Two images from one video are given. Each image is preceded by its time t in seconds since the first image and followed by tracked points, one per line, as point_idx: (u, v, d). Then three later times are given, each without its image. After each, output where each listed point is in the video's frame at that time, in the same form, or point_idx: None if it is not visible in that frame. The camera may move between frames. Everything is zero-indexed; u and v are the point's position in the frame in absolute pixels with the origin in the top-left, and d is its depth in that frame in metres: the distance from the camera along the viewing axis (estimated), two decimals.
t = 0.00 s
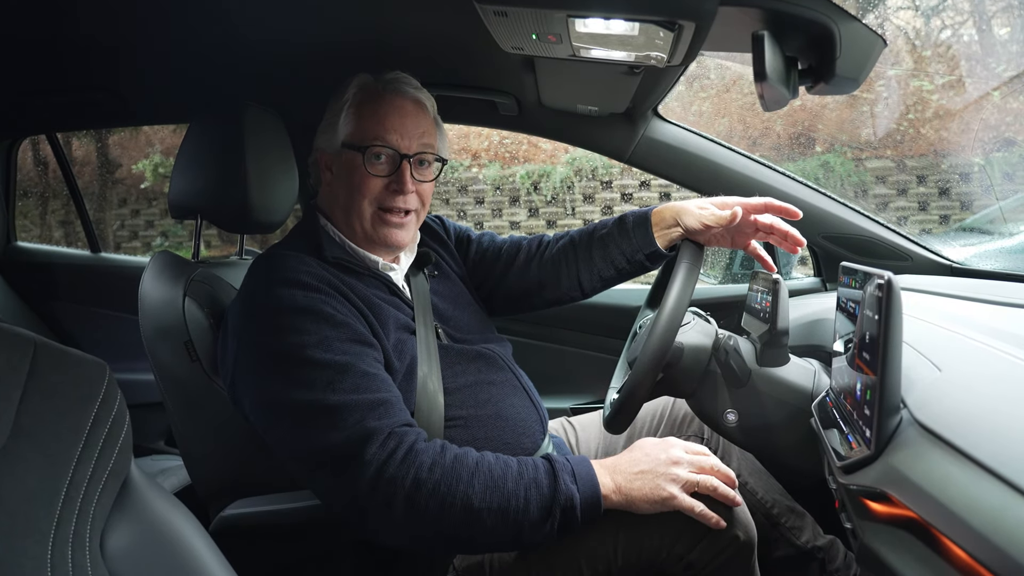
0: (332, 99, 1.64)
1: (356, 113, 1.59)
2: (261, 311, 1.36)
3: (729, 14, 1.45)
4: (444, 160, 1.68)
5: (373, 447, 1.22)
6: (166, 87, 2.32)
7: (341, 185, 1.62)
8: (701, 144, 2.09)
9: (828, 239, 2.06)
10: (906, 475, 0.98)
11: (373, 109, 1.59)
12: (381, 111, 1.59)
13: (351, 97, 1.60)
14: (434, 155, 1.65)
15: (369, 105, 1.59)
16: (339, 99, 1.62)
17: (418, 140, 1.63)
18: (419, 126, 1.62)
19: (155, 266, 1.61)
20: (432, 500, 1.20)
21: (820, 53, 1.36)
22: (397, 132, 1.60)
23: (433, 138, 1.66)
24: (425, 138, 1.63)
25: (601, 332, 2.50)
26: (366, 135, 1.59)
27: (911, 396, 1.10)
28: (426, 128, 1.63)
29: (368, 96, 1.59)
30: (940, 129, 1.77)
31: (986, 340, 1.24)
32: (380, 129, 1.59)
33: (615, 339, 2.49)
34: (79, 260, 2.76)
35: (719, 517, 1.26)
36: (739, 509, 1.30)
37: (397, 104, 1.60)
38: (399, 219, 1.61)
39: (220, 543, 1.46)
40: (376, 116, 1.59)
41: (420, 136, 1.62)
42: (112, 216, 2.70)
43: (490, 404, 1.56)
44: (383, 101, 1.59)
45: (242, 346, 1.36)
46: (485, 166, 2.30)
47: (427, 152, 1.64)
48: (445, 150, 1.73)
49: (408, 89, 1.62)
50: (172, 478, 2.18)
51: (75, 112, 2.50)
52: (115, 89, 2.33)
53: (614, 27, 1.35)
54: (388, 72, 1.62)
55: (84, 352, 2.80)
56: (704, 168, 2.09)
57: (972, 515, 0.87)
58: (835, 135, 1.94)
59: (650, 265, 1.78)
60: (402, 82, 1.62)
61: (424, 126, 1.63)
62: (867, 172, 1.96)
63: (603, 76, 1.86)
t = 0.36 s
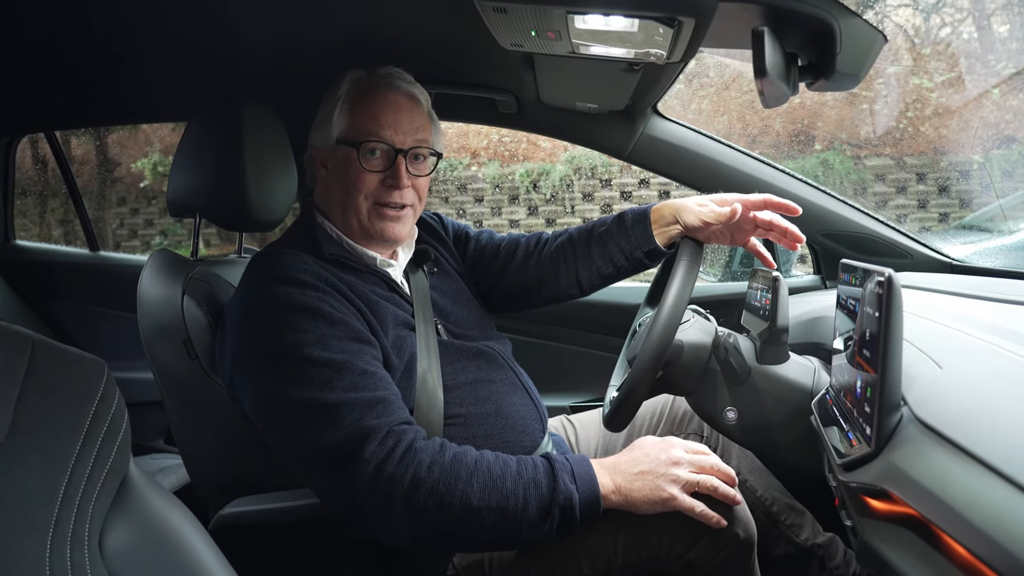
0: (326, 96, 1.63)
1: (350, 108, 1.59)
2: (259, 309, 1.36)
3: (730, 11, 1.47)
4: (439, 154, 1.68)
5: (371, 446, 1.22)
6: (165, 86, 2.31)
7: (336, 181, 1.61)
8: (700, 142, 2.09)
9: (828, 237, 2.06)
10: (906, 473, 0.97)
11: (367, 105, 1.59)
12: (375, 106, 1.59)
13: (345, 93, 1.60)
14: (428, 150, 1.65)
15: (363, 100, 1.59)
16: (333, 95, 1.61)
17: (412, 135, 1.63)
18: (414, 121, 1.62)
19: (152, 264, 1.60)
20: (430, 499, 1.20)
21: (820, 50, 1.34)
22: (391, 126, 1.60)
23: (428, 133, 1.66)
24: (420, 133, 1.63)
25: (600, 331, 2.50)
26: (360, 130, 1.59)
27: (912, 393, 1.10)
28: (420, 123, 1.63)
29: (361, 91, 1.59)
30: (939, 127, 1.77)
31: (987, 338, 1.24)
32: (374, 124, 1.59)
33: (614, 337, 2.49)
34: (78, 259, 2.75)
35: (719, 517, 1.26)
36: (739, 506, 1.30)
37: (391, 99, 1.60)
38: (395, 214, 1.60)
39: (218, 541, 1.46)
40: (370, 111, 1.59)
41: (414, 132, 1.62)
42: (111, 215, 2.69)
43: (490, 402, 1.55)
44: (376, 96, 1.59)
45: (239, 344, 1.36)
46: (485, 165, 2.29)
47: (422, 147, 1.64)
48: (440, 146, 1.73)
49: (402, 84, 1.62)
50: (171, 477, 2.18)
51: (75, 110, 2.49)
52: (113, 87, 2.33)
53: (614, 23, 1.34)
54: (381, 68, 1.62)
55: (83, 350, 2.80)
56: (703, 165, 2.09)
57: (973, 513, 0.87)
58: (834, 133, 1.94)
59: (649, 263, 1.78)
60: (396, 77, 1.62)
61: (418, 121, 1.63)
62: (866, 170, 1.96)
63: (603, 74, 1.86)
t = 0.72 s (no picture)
0: (328, 95, 1.63)
1: (352, 108, 1.59)
2: (259, 308, 1.36)
3: (730, 8, 1.47)
4: (440, 156, 1.68)
5: (371, 445, 1.21)
6: (164, 85, 2.31)
7: (336, 181, 1.61)
8: (700, 140, 2.09)
9: (828, 235, 2.05)
10: (907, 471, 0.97)
11: (369, 105, 1.58)
12: (377, 106, 1.58)
13: (347, 92, 1.59)
14: (429, 151, 1.65)
15: (364, 101, 1.58)
16: (335, 94, 1.61)
17: (413, 136, 1.62)
18: (415, 123, 1.62)
19: (151, 262, 1.60)
20: (429, 499, 1.19)
21: (820, 48, 1.34)
22: (392, 128, 1.59)
23: (429, 135, 1.65)
24: (421, 135, 1.63)
25: (600, 329, 2.49)
26: (361, 130, 1.59)
27: (912, 391, 1.10)
28: (422, 125, 1.63)
29: (363, 91, 1.59)
30: (939, 125, 1.77)
31: (987, 335, 1.24)
32: (375, 124, 1.58)
33: (614, 335, 2.49)
34: (77, 258, 2.75)
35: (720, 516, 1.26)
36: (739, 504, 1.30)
37: (393, 100, 1.59)
38: (394, 215, 1.60)
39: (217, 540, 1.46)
40: (372, 112, 1.58)
41: (415, 133, 1.62)
42: (110, 214, 2.68)
43: (489, 400, 1.55)
44: (379, 96, 1.58)
45: (239, 343, 1.35)
46: (484, 164, 2.27)
47: (422, 149, 1.63)
48: (441, 147, 1.73)
49: (404, 85, 1.61)
50: (170, 476, 2.18)
51: (74, 109, 2.49)
52: (112, 85, 2.33)
53: (613, 20, 1.34)
54: (384, 68, 1.61)
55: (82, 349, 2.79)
56: (703, 164, 2.09)
57: (974, 511, 0.87)
58: (834, 131, 1.94)
59: (649, 261, 1.78)
60: (398, 78, 1.61)
61: (420, 122, 1.62)
62: (866, 168, 1.96)
63: (602, 72, 1.85)
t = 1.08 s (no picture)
0: (326, 94, 1.62)
1: (350, 109, 1.58)
2: (259, 307, 1.35)
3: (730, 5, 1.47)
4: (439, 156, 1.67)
5: (370, 446, 1.21)
6: (163, 84, 2.31)
7: (335, 181, 1.61)
8: (700, 138, 2.08)
9: (828, 233, 2.06)
10: (907, 469, 0.97)
11: (366, 106, 1.57)
12: (375, 107, 1.58)
13: (345, 92, 1.59)
14: (428, 152, 1.64)
15: (362, 101, 1.58)
16: (333, 94, 1.61)
17: (412, 137, 1.61)
18: (413, 123, 1.61)
19: (151, 261, 1.59)
20: (428, 499, 1.19)
21: (821, 46, 1.34)
22: (390, 129, 1.59)
23: (428, 135, 1.64)
24: (419, 135, 1.62)
25: (600, 327, 2.49)
26: (359, 131, 1.58)
27: (912, 389, 1.10)
28: (420, 125, 1.62)
29: (361, 91, 1.58)
30: (938, 123, 1.76)
31: (986, 333, 1.24)
32: (373, 125, 1.58)
33: (614, 333, 2.49)
34: (76, 257, 2.74)
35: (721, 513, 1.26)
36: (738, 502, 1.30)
37: (390, 100, 1.58)
38: (392, 216, 1.60)
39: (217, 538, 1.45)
40: (369, 112, 1.57)
41: (413, 134, 1.61)
42: (109, 213, 2.68)
43: (489, 399, 1.55)
44: (376, 97, 1.58)
45: (238, 341, 1.35)
46: (484, 162, 2.27)
47: (421, 149, 1.63)
48: (440, 148, 1.72)
49: (402, 85, 1.60)
50: (170, 475, 2.18)
51: (73, 108, 2.49)
52: (111, 84, 2.33)
53: (612, 18, 1.33)
54: (382, 67, 1.60)
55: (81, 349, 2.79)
56: (702, 162, 2.08)
57: (973, 509, 0.87)
58: (834, 130, 1.94)
59: (649, 259, 1.77)
60: (396, 78, 1.60)
61: (418, 123, 1.62)
62: (866, 166, 1.96)
63: (602, 70, 1.85)
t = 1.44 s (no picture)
0: (327, 94, 1.62)
1: (352, 107, 1.58)
2: (251, 314, 1.35)
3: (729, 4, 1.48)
4: (441, 154, 1.67)
5: (344, 463, 1.18)
6: (162, 83, 2.31)
7: (337, 180, 1.60)
8: (700, 136, 2.08)
9: (828, 232, 2.05)
10: (907, 467, 0.97)
11: (369, 104, 1.57)
12: (377, 105, 1.57)
13: (347, 91, 1.58)
14: (431, 149, 1.64)
15: (364, 100, 1.57)
16: (335, 93, 1.60)
17: (414, 134, 1.61)
18: (416, 121, 1.61)
19: (151, 260, 1.59)
20: (394, 509, 1.14)
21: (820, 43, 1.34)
22: (393, 126, 1.58)
23: (430, 133, 1.64)
24: (422, 133, 1.62)
25: (600, 326, 2.49)
26: (362, 129, 1.58)
27: (912, 388, 1.10)
28: (422, 123, 1.62)
29: (363, 90, 1.58)
30: (938, 122, 1.76)
31: (987, 331, 1.23)
32: (376, 123, 1.57)
33: (614, 332, 2.49)
34: (75, 256, 2.74)
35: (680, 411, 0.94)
36: (737, 499, 1.28)
37: (393, 98, 1.58)
38: (396, 214, 1.60)
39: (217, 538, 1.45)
40: (372, 110, 1.57)
41: (416, 131, 1.61)
42: (109, 212, 2.67)
43: (489, 397, 1.55)
44: (379, 95, 1.57)
45: (233, 349, 1.36)
46: (483, 161, 2.26)
47: (424, 147, 1.63)
48: (442, 145, 1.72)
49: (404, 83, 1.60)
50: (169, 475, 2.18)
51: (72, 107, 2.49)
52: (110, 83, 2.33)
53: (611, 15, 1.33)
54: (383, 65, 1.60)
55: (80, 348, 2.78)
56: (703, 161, 2.08)
57: (975, 507, 0.87)
58: (834, 128, 1.94)
59: (649, 258, 1.77)
60: (398, 76, 1.60)
61: (421, 120, 1.61)
62: (866, 165, 1.96)
63: (602, 68, 1.85)
